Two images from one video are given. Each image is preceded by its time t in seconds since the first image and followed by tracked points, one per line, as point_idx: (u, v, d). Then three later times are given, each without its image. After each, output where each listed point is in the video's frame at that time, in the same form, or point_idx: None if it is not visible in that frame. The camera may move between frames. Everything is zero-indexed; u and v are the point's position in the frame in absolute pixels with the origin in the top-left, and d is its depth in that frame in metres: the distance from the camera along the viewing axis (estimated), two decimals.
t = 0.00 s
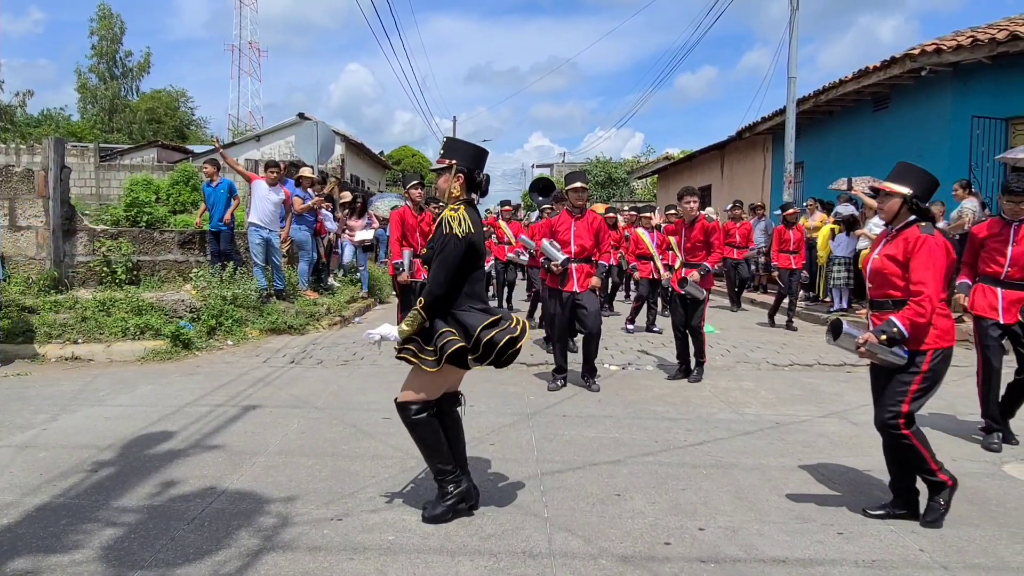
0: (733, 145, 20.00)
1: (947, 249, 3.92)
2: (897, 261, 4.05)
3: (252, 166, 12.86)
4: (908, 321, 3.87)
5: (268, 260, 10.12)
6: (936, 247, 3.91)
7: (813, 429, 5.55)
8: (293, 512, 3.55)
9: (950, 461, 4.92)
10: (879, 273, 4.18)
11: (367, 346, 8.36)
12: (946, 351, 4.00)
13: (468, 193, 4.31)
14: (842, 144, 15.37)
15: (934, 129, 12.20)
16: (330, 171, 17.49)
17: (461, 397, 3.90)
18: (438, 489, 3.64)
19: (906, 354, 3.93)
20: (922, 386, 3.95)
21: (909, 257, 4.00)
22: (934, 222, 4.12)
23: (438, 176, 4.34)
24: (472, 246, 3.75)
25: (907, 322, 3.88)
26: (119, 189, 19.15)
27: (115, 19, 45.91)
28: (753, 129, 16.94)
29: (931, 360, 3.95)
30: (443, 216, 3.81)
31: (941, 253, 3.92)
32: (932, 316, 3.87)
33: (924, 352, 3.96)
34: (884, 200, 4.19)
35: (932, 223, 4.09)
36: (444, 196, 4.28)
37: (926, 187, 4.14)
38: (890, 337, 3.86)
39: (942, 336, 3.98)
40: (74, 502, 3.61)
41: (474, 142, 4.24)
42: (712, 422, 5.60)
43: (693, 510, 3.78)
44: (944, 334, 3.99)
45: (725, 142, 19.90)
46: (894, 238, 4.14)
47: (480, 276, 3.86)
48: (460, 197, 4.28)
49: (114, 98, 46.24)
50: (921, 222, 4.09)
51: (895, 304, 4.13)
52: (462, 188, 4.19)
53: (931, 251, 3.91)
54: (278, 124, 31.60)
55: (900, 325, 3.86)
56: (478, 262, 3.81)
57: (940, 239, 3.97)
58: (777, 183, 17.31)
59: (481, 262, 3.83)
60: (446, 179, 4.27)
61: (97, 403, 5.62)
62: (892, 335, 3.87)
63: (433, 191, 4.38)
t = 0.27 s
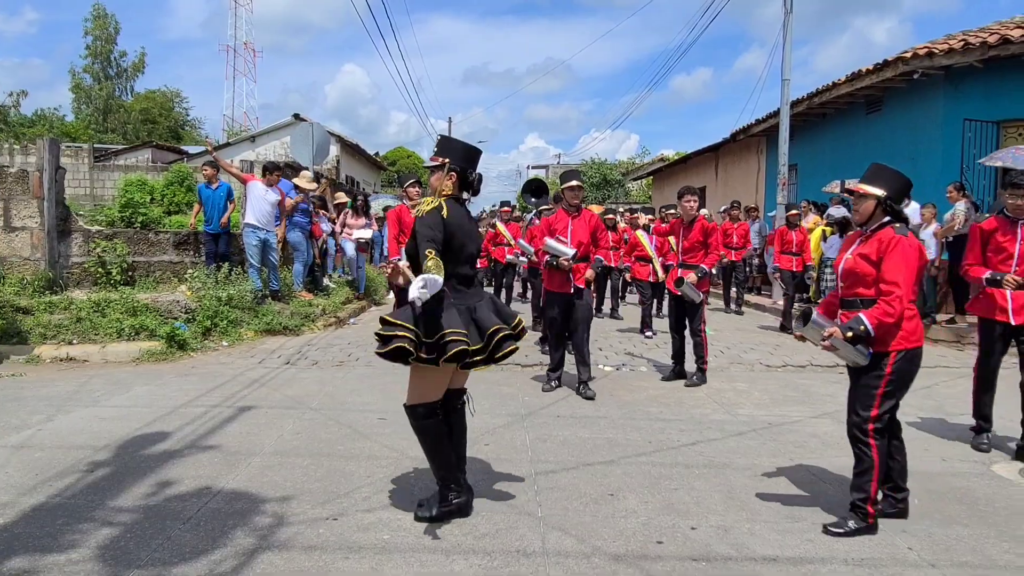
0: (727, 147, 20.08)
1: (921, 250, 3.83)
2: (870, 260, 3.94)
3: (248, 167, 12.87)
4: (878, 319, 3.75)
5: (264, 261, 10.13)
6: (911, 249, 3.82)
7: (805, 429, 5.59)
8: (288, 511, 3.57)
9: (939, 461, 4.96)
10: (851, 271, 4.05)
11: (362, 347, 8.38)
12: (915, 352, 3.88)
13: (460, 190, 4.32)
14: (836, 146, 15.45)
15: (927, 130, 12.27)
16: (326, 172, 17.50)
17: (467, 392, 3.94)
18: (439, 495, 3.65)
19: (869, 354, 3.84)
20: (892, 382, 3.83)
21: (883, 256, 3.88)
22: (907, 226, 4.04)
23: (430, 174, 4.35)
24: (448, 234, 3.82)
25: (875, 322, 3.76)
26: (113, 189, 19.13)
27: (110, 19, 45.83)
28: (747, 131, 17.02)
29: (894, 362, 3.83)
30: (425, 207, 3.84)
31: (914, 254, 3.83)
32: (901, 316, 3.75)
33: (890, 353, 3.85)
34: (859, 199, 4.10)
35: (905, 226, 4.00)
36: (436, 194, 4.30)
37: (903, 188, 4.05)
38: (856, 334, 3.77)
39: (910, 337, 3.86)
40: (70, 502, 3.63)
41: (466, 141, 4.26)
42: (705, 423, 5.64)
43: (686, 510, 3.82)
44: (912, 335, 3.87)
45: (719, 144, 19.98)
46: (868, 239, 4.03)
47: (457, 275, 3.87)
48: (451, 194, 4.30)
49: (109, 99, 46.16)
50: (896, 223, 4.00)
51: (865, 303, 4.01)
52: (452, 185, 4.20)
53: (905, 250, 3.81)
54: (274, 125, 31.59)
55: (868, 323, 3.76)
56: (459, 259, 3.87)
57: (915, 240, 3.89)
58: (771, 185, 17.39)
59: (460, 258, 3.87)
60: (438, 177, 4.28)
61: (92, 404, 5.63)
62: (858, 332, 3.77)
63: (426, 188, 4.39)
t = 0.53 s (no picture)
0: (721, 149, 20.17)
1: (880, 252, 3.81)
2: (834, 264, 4.04)
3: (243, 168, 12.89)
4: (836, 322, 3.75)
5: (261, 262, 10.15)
6: (869, 251, 3.81)
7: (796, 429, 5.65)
8: (283, 510, 3.60)
9: (928, 459, 5.02)
10: (818, 276, 4.14)
11: (357, 347, 8.42)
12: (882, 353, 3.86)
13: (456, 194, 4.37)
14: (829, 147, 15.54)
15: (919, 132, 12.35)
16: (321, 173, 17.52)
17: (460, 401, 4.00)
18: (431, 494, 3.70)
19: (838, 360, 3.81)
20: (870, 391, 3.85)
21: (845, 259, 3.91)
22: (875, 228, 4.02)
23: (425, 178, 4.40)
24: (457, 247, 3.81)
25: (833, 325, 3.77)
26: (108, 190, 19.11)
27: (105, 19, 45.76)
28: (741, 133, 17.10)
29: (869, 365, 3.82)
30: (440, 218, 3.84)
31: (873, 256, 3.82)
32: (860, 319, 3.73)
33: (858, 358, 3.83)
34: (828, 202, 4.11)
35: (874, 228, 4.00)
36: (432, 198, 4.34)
37: (870, 190, 4.06)
38: (816, 340, 3.79)
39: (875, 340, 3.84)
40: (67, 501, 3.66)
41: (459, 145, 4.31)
42: (697, 422, 5.68)
43: (677, 508, 3.86)
44: (878, 337, 3.85)
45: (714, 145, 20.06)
46: (834, 242, 4.08)
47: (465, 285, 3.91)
48: (447, 198, 4.35)
49: (103, 99, 46.08)
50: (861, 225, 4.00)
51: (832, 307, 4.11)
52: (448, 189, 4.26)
53: (863, 253, 3.82)
54: (269, 126, 31.59)
55: (827, 327, 3.78)
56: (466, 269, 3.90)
57: (876, 242, 3.88)
58: (765, 186, 17.47)
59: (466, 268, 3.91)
60: (433, 181, 4.33)
61: (87, 404, 5.65)
62: (818, 338, 3.80)
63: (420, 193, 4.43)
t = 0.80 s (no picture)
0: (713, 149, 20.27)
1: (839, 250, 3.84)
2: (794, 263, 3.98)
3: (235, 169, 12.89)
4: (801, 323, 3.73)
5: (257, 263, 10.17)
6: (828, 250, 3.82)
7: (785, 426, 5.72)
8: (278, 507, 3.64)
9: (915, 456, 5.09)
10: (777, 277, 4.08)
11: (351, 347, 8.46)
12: (845, 351, 3.83)
13: (446, 195, 4.41)
14: (819, 148, 15.66)
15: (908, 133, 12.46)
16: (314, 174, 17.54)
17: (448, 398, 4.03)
18: (425, 491, 3.76)
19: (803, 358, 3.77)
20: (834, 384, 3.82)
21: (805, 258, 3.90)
22: (837, 227, 4.04)
23: (416, 179, 4.43)
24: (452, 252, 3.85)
25: (799, 324, 3.75)
26: (100, 191, 19.06)
27: (97, 18, 45.64)
28: (732, 134, 17.20)
29: (831, 363, 3.80)
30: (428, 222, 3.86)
31: (833, 255, 3.83)
32: (824, 317, 3.72)
33: (821, 356, 3.81)
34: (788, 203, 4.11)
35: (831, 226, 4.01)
36: (422, 199, 4.37)
37: (833, 188, 4.07)
38: (783, 338, 3.75)
39: (838, 338, 3.82)
40: (63, 499, 3.69)
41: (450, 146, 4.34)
42: (687, 420, 5.75)
43: (667, 504, 3.92)
44: (841, 335, 3.83)
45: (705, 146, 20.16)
46: (793, 241, 4.05)
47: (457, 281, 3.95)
48: (438, 199, 4.38)
49: (95, 99, 45.94)
50: (821, 223, 4.00)
51: (793, 306, 4.02)
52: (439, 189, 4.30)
53: (823, 252, 3.83)
54: (262, 126, 31.57)
55: (791, 325, 3.75)
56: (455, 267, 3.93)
57: (835, 240, 3.89)
58: (756, 186, 17.57)
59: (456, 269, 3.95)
60: (423, 181, 4.37)
61: (82, 404, 5.67)
62: (784, 336, 3.75)
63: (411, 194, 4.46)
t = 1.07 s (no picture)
0: (701, 150, 20.40)
1: (811, 251, 3.95)
2: (766, 263, 4.06)
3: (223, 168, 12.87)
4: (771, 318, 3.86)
5: (249, 263, 10.19)
6: (802, 251, 3.93)
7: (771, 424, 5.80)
8: (270, 504, 3.69)
9: (897, 452, 5.20)
10: (748, 274, 4.17)
11: (341, 347, 8.49)
12: (805, 352, 3.99)
13: (435, 191, 4.45)
14: (805, 149, 15.81)
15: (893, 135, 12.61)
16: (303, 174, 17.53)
17: (443, 390, 4.07)
18: (409, 485, 3.77)
19: (764, 353, 3.95)
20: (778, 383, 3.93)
21: (777, 258, 4.00)
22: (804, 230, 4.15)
23: (405, 176, 4.45)
24: (422, 235, 3.91)
25: (768, 318, 3.88)
26: (86, 190, 18.95)
27: (83, 17, 45.32)
28: (720, 134, 17.32)
29: (789, 359, 3.94)
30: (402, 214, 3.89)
31: (805, 257, 3.94)
32: (794, 316, 3.85)
33: (784, 351, 3.95)
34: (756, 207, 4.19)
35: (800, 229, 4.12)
36: (410, 196, 4.40)
37: (790, 188, 4.17)
38: (748, 329, 3.88)
39: (802, 337, 3.97)
40: (55, 497, 3.72)
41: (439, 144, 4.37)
42: (674, 418, 5.82)
43: (653, 499, 3.99)
44: (805, 335, 3.98)
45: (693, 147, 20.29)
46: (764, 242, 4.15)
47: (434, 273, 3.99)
48: (426, 196, 4.41)
49: (81, 98, 45.61)
50: (789, 225, 4.10)
51: (762, 304, 4.12)
52: (427, 186, 4.33)
53: (795, 253, 3.93)
54: (251, 126, 31.46)
55: (761, 319, 3.88)
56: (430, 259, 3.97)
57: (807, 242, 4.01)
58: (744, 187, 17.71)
59: (434, 256, 3.98)
60: (412, 179, 4.40)
61: (71, 404, 5.68)
62: (750, 328, 3.89)
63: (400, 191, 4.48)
